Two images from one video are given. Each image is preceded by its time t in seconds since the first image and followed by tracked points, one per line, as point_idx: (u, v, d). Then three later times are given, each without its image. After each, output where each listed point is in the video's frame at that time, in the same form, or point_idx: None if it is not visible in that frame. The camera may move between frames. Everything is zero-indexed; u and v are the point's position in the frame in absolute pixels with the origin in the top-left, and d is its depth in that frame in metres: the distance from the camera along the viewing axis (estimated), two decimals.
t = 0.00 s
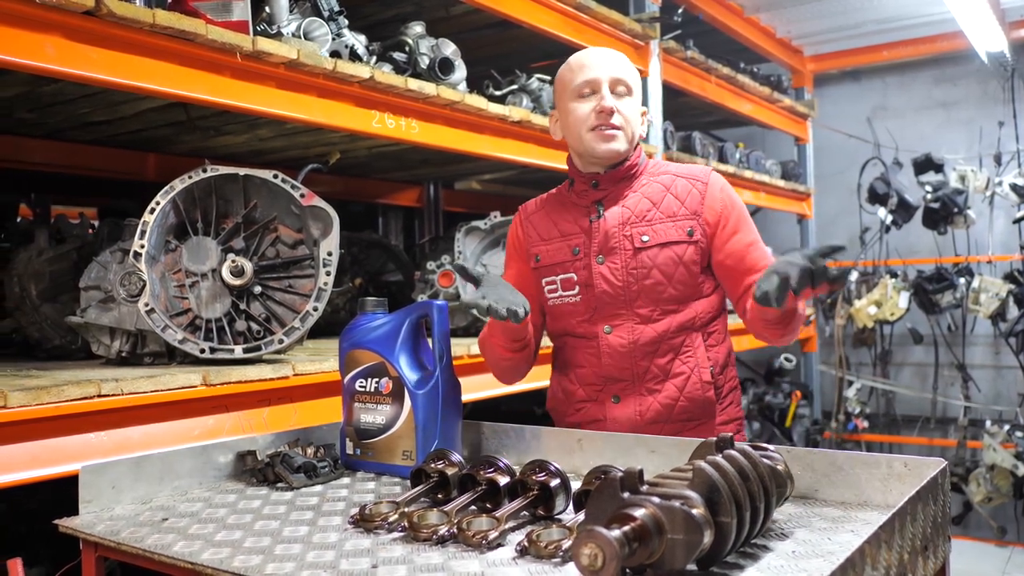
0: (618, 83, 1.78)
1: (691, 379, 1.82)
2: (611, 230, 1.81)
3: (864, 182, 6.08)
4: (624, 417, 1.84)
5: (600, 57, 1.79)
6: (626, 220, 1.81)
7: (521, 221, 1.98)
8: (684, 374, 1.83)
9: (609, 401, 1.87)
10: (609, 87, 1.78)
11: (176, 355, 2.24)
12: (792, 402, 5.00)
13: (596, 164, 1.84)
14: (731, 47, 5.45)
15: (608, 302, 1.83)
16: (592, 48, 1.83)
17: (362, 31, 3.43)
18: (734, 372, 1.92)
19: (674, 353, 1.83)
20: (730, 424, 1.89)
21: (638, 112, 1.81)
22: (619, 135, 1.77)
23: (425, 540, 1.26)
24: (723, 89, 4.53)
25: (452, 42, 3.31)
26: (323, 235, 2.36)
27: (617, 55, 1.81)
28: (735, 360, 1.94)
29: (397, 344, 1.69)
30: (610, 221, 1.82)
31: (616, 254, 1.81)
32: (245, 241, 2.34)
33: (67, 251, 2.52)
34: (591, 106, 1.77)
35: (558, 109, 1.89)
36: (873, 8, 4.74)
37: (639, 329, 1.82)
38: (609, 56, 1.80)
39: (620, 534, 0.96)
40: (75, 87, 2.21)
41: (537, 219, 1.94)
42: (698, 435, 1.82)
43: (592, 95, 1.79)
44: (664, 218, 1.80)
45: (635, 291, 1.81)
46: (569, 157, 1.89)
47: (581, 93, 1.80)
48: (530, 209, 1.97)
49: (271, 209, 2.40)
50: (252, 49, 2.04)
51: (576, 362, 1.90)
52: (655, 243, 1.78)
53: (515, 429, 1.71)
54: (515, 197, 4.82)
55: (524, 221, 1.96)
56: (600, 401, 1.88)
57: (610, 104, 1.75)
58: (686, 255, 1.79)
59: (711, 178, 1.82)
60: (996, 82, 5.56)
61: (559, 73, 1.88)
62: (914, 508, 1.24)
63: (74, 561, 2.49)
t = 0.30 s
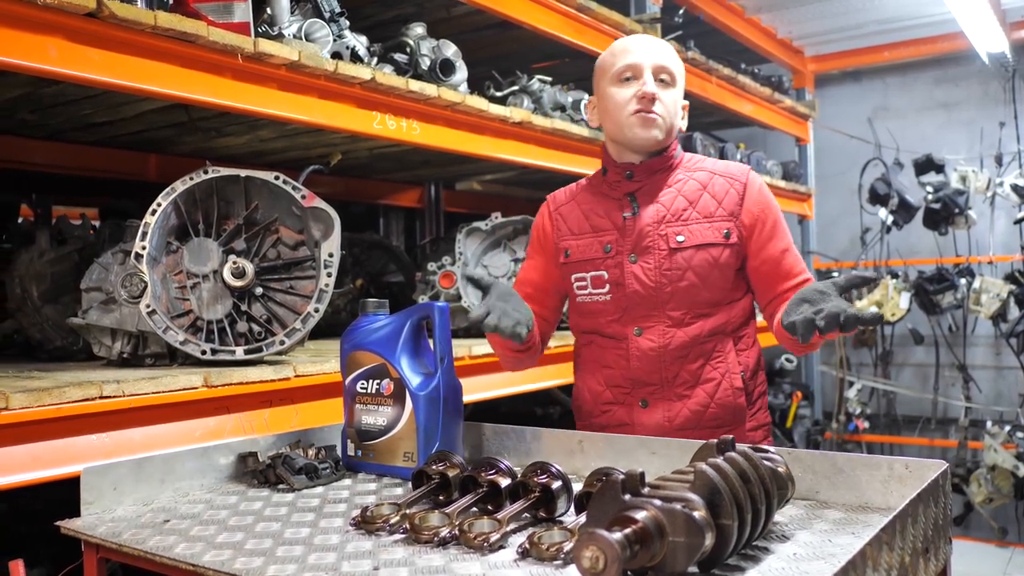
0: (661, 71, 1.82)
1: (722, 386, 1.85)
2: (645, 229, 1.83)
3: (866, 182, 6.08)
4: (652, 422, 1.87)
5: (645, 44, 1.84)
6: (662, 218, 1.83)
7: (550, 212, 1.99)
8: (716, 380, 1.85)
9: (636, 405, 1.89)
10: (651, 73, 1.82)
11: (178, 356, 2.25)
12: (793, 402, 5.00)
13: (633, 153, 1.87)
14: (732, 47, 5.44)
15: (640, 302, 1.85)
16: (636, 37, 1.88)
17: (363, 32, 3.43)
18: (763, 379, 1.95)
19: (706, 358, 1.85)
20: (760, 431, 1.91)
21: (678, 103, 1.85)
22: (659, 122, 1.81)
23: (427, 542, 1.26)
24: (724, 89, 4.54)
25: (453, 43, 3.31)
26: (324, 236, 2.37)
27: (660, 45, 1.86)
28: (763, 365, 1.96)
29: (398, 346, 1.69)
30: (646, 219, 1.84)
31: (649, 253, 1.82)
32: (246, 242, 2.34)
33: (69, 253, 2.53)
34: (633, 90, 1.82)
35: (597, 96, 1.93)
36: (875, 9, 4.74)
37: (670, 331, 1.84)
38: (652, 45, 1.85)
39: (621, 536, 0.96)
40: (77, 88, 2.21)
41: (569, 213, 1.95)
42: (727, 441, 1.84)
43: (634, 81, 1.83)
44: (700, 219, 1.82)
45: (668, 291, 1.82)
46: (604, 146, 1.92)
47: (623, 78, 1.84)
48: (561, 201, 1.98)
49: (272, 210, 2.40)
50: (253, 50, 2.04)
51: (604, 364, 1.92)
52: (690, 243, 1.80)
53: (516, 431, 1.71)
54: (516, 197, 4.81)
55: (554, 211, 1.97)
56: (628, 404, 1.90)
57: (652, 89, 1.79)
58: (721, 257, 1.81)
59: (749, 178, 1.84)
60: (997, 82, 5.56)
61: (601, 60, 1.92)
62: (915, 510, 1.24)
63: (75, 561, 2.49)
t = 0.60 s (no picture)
0: (704, 71, 1.72)
1: (749, 392, 1.73)
2: (673, 227, 1.76)
3: (865, 183, 6.09)
4: (675, 425, 1.77)
5: (687, 40, 1.73)
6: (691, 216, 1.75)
7: (579, 207, 1.91)
8: (743, 386, 1.73)
9: (659, 407, 1.79)
10: (693, 73, 1.72)
11: (178, 357, 2.25)
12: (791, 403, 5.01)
13: (664, 154, 1.78)
14: (731, 48, 5.45)
15: (666, 303, 1.76)
16: (676, 29, 1.77)
17: (363, 34, 3.43)
18: (793, 388, 1.83)
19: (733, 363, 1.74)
20: (787, 437, 1.81)
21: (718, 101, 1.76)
22: (699, 126, 1.72)
23: (426, 544, 1.26)
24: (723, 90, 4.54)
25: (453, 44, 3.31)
26: (324, 237, 2.37)
27: (703, 40, 1.74)
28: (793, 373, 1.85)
29: (397, 348, 1.69)
30: (675, 217, 1.76)
31: (677, 253, 1.74)
32: (246, 244, 2.35)
33: (69, 254, 2.53)
34: (675, 92, 1.72)
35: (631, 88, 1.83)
36: (874, 10, 4.74)
37: (696, 334, 1.74)
38: (694, 40, 1.74)
39: (620, 538, 0.97)
40: (76, 89, 2.22)
41: (597, 207, 1.87)
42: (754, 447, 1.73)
43: (674, 79, 1.73)
44: (731, 218, 1.72)
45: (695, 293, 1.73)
46: (635, 144, 1.82)
47: (663, 77, 1.74)
48: (590, 196, 1.90)
49: (272, 211, 2.40)
50: (253, 52, 2.05)
51: (627, 363, 1.82)
52: (720, 243, 1.71)
53: (516, 432, 1.71)
54: (515, 198, 4.82)
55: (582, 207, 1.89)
56: (651, 406, 1.81)
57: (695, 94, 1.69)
58: (752, 259, 1.71)
59: (784, 176, 1.74)
60: (996, 83, 5.57)
61: (638, 51, 1.81)
62: (914, 511, 1.24)
63: (76, 561, 2.49)
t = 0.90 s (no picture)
0: (718, 76, 1.70)
1: (761, 399, 1.73)
2: (690, 234, 1.77)
3: (863, 184, 6.10)
4: (684, 429, 1.79)
5: (701, 45, 1.71)
6: (709, 222, 1.76)
7: (601, 206, 1.94)
8: (755, 393, 1.74)
9: (670, 410, 1.81)
10: (707, 80, 1.70)
11: (178, 358, 2.26)
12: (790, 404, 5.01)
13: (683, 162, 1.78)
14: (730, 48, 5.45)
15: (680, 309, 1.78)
16: (691, 31, 1.74)
17: (362, 35, 3.44)
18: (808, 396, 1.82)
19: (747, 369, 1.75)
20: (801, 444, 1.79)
21: (737, 105, 1.73)
22: (716, 135, 1.70)
23: (425, 545, 1.27)
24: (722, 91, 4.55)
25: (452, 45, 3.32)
26: (324, 239, 2.37)
27: (719, 41, 1.71)
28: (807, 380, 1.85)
29: (397, 349, 1.70)
30: (691, 223, 1.77)
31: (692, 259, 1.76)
32: (246, 245, 2.35)
33: (69, 255, 2.54)
34: (687, 101, 1.71)
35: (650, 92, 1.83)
36: (873, 11, 4.75)
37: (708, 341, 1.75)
38: (709, 43, 1.71)
39: (619, 539, 0.97)
40: (76, 91, 2.22)
41: (619, 209, 1.90)
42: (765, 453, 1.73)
43: (688, 88, 1.72)
44: (749, 224, 1.73)
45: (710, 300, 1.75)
46: (655, 151, 1.82)
47: (677, 85, 1.73)
48: (614, 195, 1.93)
49: (271, 213, 2.40)
50: (253, 54, 2.05)
51: (641, 364, 1.86)
52: (736, 250, 1.72)
53: (515, 433, 1.72)
54: (514, 198, 4.83)
55: (604, 207, 1.93)
56: (661, 408, 1.82)
57: (707, 103, 1.68)
58: (770, 266, 1.72)
59: (809, 181, 1.74)
60: (994, 84, 5.58)
61: (654, 55, 1.80)
62: (911, 512, 1.25)
63: (77, 561, 2.50)
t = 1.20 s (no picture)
0: (742, 78, 1.69)
1: (769, 405, 1.75)
2: (703, 236, 1.80)
3: (862, 185, 6.11)
4: (693, 433, 1.82)
5: (728, 45, 1.69)
6: (721, 225, 1.79)
7: (612, 203, 1.96)
8: (764, 399, 1.76)
9: (678, 413, 1.85)
10: (730, 81, 1.69)
11: (179, 360, 2.27)
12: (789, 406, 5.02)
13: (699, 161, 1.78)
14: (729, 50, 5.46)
15: (691, 311, 1.81)
16: (717, 31, 1.73)
17: (361, 37, 3.44)
18: (817, 400, 1.83)
19: (756, 374, 1.78)
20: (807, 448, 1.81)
21: (758, 107, 1.73)
22: (734, 136, 1.70)
23: (427, 548, 1.28)
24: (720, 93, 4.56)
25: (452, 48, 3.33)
26: (324, 242, 2.36)
27: (744, 43, 1.70)
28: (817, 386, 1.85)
29: (398, 353, 1.70)
30: (703, 225, 1.80)
31: (704, 261, 1.79)
32: (247, 248, 2.36)
33: (71, 258, 2.55)
34: (710, 100, 1.70)
35: (672, 89, 1.82)
36: (871, 13, 4.76)
37: (717, 344, 1.78)
38: (734, 44, 1.69)
39: (619, 543, 0.98)
40: (77, 95, 2.23)
41: (630, 207, 1.92)
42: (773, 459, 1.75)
43: (711, 87, 1.71)
44: (763, 227, 1.76)
45: (721, 303, 1.78)
46: (671, 147, 1.82)
47: (701, 83, 1.72)
48: (626, 193, 1.95)
49: (272, 216, 2.40)
50: (254, 58, 2.06)
51: (649, 366, 1.89)
52: (749, 254, 1.75)
53: (515, 435, 1.73)
54: (513, 200, 4.84)
55: (615, 205, 1.94)
56: (670, 412, 1.86)
57: (729, 104, 1.67)
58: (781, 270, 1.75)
59: (824, 185, 1.76)
60: (992, 86, 5.59)
61: (680, 52, 1.79)
62: (909, 515, 1.26)
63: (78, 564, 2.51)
